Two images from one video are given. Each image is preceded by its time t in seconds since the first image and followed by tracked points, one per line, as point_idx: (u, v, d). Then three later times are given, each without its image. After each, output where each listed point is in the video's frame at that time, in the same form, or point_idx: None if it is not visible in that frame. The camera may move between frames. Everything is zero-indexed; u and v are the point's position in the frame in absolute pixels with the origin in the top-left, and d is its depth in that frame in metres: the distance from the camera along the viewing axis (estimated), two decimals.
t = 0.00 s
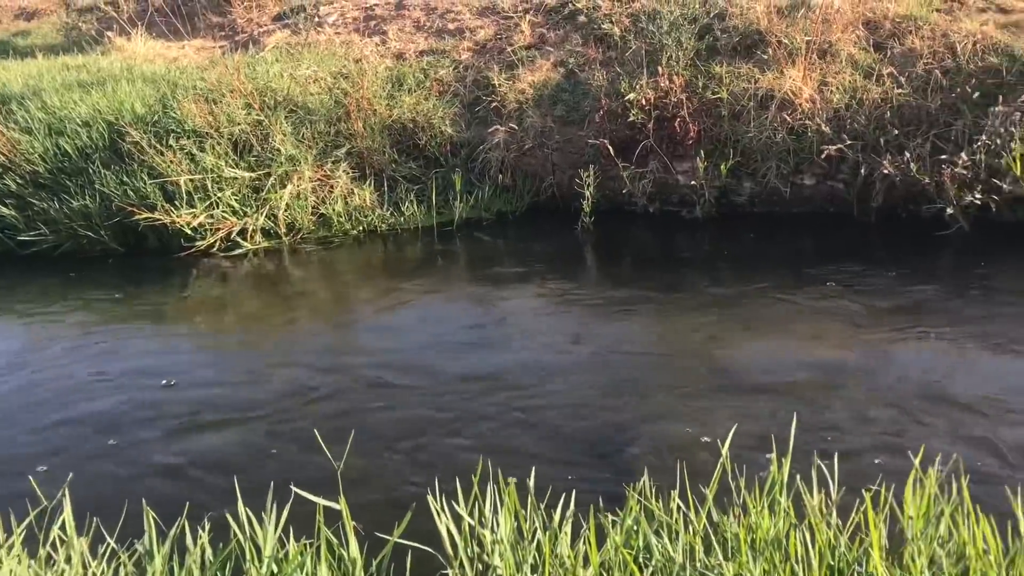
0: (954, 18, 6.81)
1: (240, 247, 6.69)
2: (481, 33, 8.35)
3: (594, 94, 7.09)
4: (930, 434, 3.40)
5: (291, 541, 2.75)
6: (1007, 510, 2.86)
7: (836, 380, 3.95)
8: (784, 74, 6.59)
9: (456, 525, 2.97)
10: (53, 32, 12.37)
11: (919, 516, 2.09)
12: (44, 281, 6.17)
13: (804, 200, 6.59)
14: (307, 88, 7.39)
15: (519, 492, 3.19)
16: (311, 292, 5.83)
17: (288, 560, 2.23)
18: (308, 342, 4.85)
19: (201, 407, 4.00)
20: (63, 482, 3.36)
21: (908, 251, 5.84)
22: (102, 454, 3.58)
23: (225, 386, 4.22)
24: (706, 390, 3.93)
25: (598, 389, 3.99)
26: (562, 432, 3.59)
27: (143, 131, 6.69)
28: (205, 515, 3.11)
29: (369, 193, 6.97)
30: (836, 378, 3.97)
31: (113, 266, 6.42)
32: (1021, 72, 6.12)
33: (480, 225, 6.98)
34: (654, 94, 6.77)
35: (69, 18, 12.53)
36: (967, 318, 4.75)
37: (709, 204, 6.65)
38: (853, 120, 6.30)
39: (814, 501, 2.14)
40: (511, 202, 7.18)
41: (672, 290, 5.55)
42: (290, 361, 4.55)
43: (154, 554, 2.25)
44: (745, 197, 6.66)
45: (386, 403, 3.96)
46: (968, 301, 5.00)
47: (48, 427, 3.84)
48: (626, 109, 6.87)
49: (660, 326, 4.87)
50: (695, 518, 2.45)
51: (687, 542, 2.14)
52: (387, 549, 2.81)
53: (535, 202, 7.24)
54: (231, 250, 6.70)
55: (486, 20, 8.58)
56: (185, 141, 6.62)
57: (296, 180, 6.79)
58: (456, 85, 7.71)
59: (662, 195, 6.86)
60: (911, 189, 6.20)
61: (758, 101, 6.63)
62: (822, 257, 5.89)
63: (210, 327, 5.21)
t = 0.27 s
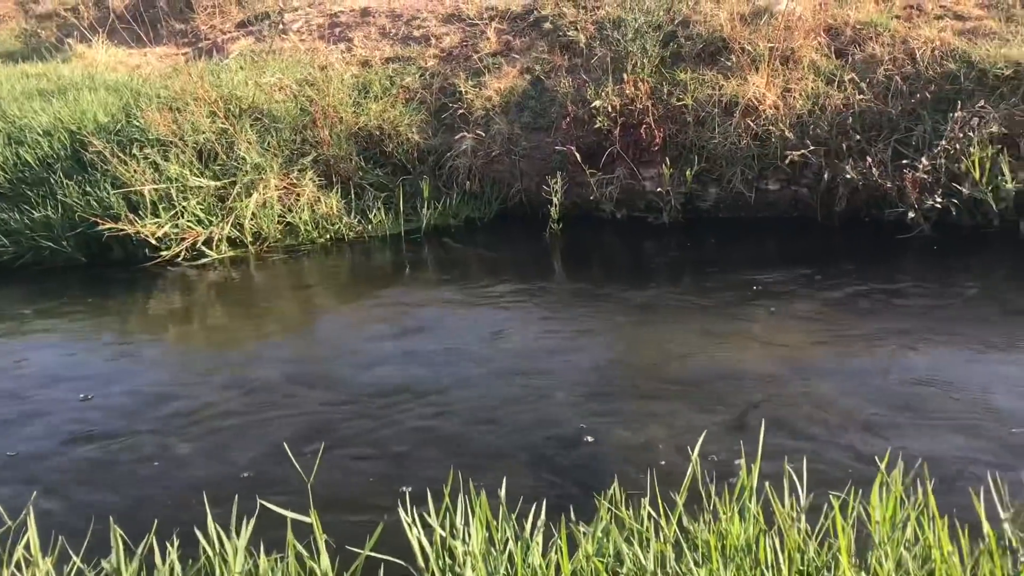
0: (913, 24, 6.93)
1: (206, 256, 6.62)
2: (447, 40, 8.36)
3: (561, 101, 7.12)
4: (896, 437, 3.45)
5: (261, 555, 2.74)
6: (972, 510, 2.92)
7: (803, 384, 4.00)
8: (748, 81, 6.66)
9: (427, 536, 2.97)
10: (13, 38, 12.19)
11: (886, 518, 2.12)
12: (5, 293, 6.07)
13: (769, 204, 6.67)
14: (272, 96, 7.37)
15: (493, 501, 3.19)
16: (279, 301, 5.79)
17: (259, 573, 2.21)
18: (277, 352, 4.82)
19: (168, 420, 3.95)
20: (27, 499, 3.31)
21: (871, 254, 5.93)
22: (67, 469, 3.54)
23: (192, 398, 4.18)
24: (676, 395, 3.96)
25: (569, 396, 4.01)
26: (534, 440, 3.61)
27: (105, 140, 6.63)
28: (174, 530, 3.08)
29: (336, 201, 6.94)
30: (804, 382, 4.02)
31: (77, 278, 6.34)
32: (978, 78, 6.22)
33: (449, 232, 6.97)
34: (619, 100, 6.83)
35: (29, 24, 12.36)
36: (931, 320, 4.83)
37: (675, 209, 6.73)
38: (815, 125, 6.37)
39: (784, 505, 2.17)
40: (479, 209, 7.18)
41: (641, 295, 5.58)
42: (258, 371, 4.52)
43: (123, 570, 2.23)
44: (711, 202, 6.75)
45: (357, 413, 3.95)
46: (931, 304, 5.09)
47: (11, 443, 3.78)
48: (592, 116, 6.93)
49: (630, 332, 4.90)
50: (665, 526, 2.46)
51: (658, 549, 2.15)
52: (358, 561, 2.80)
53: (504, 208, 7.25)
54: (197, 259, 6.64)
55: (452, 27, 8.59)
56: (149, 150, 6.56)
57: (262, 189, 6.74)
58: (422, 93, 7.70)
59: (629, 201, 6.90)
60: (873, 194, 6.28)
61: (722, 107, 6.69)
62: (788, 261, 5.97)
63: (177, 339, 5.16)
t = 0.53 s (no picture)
0: (878, 24, 7.00)
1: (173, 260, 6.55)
2: (416, 40, 8.33)
3: (530, 101, 7.11)
4: (862, 433, 3.47)
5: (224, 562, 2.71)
6: (936, 505, 2.93)
7: (771, 381, 4.01)
8: (716, 81, 6.70)
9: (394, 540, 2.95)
10: None
11: (848, 514, 2.13)
12: None
13: (737, 204, 6.70)
14: (240, 98, 7.32)
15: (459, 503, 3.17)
16: (247, 304, 5.74)
17: None
18: (244, 356, 4.77)
19: (132, 426, 3.90)
20: None
21: (838, 252, 5.97)
22: (27, 478, 3.48)
23: (157, 403, 4.13)
24: (644, 394, 3.96)
25: (538, 396, 4.00)
26: (502, 441, 3.59)
27: (69, 143, 6.55)
28: (135, 539, 3.04)
29: (304, 203, 6.89)
30: (771, 379, 4.03)
31: (40, 283, 6.26)
32: (941, 76, 6.28)
33: (419, 233, 6.95)
34: (587, 100, 6.81)
35: None
36: (897, 317, 4.86)
37: (645, 209, 6.74)
38: (782, 124, 6.42)
39: (747, 502, 2.17)
40: (450, 210, 7.17)
41: (610, 295, 5.58)
42: (225, 375, 4.47)
43: None
44: (680, 202, 6.77)
45: (324, 416, 3.91)
46: (898, 301, 5.12)
47: None
48: (562, 116, 6.93)
49: (599, 332, 4.90)
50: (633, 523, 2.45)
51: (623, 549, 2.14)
52: (323, 566, 2.78)
53: (474, 209, 7.24)
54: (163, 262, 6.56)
55: (420, 28, 8.57)
56: (114, 152, 6.49)
57: (229, 191, 6.69)
58: (391, 93, 7.67)
59: (599, 201, 6.91)
60: (840, 192, 6.34)
61: (690, 107, 6.72)
62: (756, 259, 6.00)
63: (143, 343, 5.10)
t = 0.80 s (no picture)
0: (846, 22, 7.05)
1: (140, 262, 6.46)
2: (386, 39, 8.29)
3: (501, 100, 7.09)
4: (831, 430, 3.48)
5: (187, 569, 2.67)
6: (903, 502, 2.95)
7: (742, 379, 4.01)
8: (686, 79, 6.71)
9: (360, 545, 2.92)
10: None
11: (814, 511, 2.13)
12: None
13: (708, 201, 6.71)
14: (207, 98, 7.27)
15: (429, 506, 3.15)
16: (216, 307, 5.68)
17: None
18: (211, 359, 4.71)
19: (96, 431, 3.85)
20: None
21: (808, 249, 6.00)
22: None
23: (122, 407, 4.08)
24: (615, 393, 3.95)
25: (507, 396, 3.98)
26: (473, 443, 3.57)
27: (34, 145, 6.49)
28: (97, 547, 3.00)
29: (273, 204, 6.83)
30: (741, 377, 4.03)
31: (4, 285, 6.19)
32: (908, 74, 6.34)
33: (389, 233, 6.90)
34: (559, 99, 6.82)
35: None
36: (866, 314, 4.89)
37: (617, 207, 6.72)
38: (752, 122, 6.45)
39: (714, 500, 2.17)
40: (421, 209, 7.10)
41: (582, 294, 5.58)
42: (192, 378, 4.42)
43: None
44: (651, 200, 6.75)
45: (293, 419, 3.87)
46: (867, 297, 5.15)
47: None
48: (533, 115, 6.90)
49: (571, 331, 4.89)
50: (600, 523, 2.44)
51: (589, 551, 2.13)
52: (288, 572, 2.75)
53: (446, 208, 7.18)
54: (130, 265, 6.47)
55: (391, 26, 8.52)
56: (79, 154, 6.42)
57: (198, 192, 6.62)
58: (361, 93, 7.63)
59: (570, 200, 6.88)
60: (809, 189, 6.36)
61: (661, 105, 6.73)
62: (727, 257, 6.01)
63: (108, 347, 5.03)
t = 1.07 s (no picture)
0: (815, 18, 7.08)
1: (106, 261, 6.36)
2: (356, 36, 8.23)
3: (472, 96, 7.04)
4: (801, 425, 3.49)
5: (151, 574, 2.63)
6: (871, 498, 2.96)
7: (712, 375, 4.02)
8: (657, 75, 6.71)
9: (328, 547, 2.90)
10: None
11: (781, 508, 2.13)
12: None
13: (680, 197, 6.72)
14: (175, 95, 7.18)
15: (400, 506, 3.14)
16: (184, 307, 5.60)
17: None
18: (179, 358, 4.65)
19: (60, 432, 3.78)
20: None
21: (778, 244, 6.02)
22: None
23: (87, 408, 4.01)
24: (588, 390, 3.94)
25: (478, 394, 3.96)
26: (444, 441, 3.55)
27: None
28: (59, 552, 2.95)
29: (242, 202, 6.75)
30: (713, 374, 4.03)
31: None
32: (878, 69, 6.36)
33: (360, 230, 6.84)
34: (530, 96, 6.77)
35: None
36: (836, 309, 4.91)
37: (589, 204, 6.71)
38: (723, 118, 6.47)
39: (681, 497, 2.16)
40: (392, 206, 7.05)
41: (554, 291, 5.56)
42: (159, 378, 4.36)
43: None
44: (623, 197, 6.76)
45: (263, 418, 3.83)
46: (837, 292, 5.17)
47: None
48: (504, 111, 6.85)
49: (544, 328, 4.88)
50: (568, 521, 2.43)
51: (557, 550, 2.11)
52: None
53: (418, 205, 7.14)
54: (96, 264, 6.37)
55: (361, 23, 8.46)
56: (44, 152, 6.33)
57: (165, 191, 6.52)
58: (331, 89, 7.57)
59: (542, 197, 6.87)
60: (779, 185, 6.39)
61: (632, 101, 6.73)
62: (698, 254, 6.01)
63: (73, 347, 4.94)
